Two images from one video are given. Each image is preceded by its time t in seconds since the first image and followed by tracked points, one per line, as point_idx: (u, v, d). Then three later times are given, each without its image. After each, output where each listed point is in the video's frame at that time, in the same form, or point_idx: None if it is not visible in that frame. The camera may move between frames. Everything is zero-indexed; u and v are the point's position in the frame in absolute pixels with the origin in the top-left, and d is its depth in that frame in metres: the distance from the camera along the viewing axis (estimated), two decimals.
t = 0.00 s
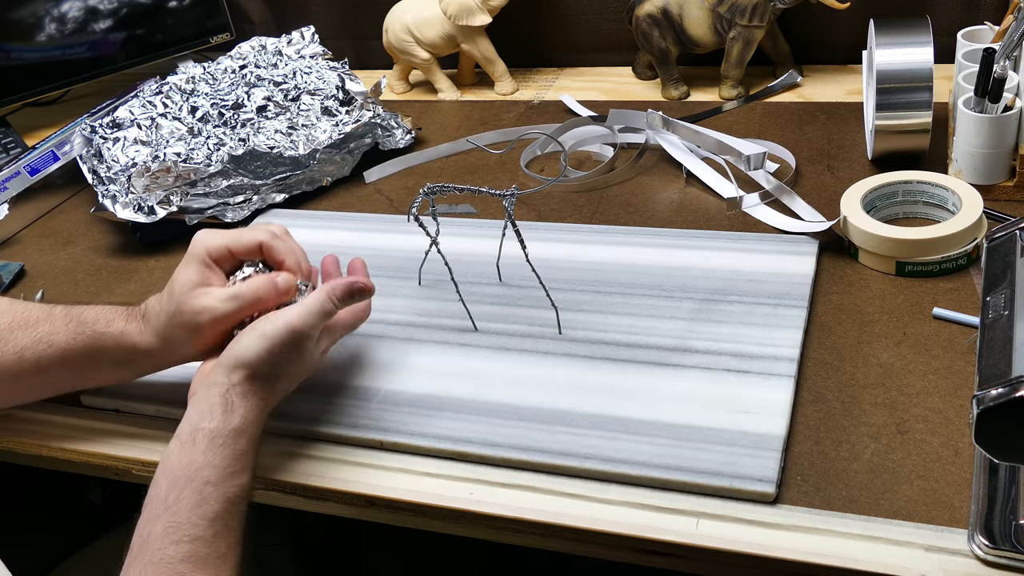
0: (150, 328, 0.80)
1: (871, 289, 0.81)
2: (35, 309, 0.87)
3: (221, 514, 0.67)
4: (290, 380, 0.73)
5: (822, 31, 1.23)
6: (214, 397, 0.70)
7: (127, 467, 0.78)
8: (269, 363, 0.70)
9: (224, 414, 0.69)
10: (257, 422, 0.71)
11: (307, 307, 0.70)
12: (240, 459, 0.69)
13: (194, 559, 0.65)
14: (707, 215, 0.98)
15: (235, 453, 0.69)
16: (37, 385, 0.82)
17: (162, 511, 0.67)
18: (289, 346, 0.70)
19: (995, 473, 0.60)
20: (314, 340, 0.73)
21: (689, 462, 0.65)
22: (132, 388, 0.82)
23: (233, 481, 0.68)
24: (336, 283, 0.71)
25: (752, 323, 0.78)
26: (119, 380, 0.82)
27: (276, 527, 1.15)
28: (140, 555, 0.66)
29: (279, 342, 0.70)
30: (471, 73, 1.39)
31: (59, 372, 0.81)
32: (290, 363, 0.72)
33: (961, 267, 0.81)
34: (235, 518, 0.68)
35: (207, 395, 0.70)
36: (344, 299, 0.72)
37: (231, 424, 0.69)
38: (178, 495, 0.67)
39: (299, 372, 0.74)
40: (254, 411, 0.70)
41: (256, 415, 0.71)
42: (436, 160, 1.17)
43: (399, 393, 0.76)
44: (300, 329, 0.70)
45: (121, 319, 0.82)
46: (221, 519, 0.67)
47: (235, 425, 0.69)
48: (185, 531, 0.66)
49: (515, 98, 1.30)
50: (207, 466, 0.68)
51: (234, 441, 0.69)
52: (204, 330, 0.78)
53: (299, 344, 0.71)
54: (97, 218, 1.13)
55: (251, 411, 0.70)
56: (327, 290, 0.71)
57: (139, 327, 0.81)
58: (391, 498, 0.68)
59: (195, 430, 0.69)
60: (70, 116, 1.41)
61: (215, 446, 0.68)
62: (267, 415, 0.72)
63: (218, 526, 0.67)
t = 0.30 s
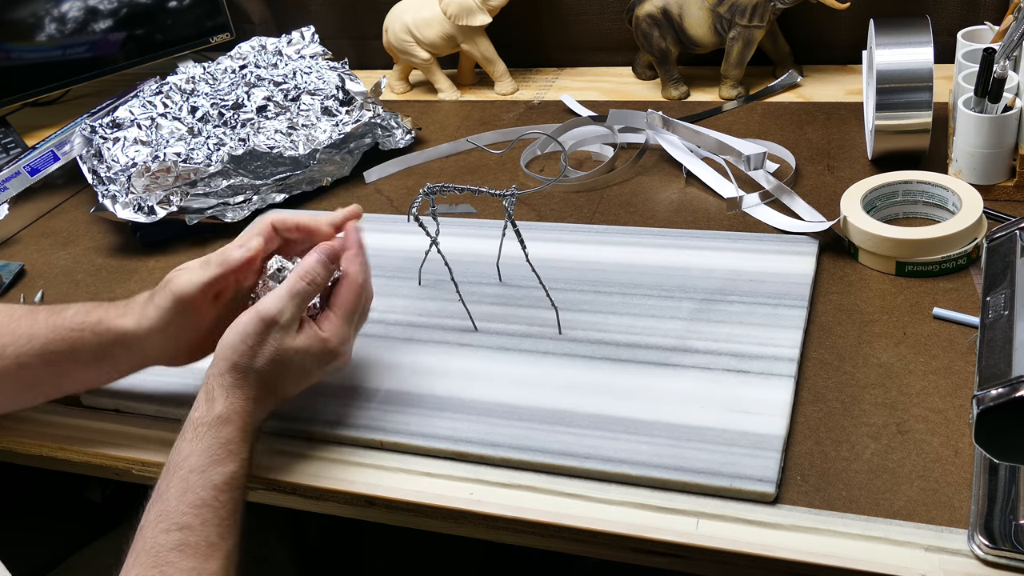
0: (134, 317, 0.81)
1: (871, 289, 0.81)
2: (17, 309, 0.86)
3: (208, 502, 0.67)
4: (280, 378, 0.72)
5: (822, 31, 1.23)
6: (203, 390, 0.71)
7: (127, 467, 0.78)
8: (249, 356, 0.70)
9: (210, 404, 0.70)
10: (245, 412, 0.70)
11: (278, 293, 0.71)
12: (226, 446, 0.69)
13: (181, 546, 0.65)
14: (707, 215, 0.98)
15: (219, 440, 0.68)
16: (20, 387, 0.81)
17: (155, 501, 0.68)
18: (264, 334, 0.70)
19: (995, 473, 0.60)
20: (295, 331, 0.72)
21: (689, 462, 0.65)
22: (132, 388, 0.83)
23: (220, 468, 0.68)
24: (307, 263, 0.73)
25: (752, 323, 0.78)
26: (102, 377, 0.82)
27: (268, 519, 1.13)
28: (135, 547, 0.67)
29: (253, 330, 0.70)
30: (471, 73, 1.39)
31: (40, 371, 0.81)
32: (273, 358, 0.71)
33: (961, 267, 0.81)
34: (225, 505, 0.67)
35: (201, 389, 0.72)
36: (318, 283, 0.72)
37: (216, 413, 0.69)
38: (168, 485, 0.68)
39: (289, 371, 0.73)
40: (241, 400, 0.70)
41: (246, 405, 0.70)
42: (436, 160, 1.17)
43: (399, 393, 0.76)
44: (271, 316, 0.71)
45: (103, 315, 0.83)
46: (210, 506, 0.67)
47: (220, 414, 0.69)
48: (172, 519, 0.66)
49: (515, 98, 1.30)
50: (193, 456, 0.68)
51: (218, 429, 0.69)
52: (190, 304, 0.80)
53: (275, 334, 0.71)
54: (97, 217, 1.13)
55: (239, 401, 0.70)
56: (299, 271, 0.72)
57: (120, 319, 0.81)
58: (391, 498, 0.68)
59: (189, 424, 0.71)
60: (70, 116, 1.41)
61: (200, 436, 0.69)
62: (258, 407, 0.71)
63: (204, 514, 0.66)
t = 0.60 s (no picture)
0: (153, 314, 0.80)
1: (871, 289, 0.81)
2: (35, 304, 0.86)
3: (184, 506, 0.67)
4: (250, 383, 0.72)
5: (822, 31, 1.23)
6: (173, 396, 0.71)
7: (127, 468, 0.78)
8: (219, 364, 0.69)
9: (181, 410, 0.70)
10: (216, 415, 0.70)
11: (244, 299, 0.69)
12: (198, 450, 0.69)
13: (157, 551, 0.65)
14: (707, 215, 0.98)
15: (191, 444, 0.68)
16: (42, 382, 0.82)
17: (130, 507, 0.69)
18: (232, 343, 0.69)
19: (995, 472, 0.60)
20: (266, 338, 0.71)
21: (689, 462, 0.65)
22: (132, 388, 0.83)
23: (194, 471, 0.68)
24: (270, 264, 0.70)
25: (753, 323, 0.78)
26: (126, 367, 0.83)
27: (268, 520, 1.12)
28: (113, 552, 0.67)
29: (221, 339, 0.68)
30: (471, 73, 1.39)
31: (62, 365, 0.82)
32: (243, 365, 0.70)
33: (961, 267, 0.81)
34: (202, 508, 0.68)
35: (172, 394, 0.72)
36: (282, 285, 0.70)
37: (186, 418, 0.69)
38: (142, 490, 0.68)
39: (260, 376, 0.72)
40: (210, 404, 0.70)
41: (216, 408, 0.70)
42: (436, 160, 1.17)
43: (399, 393, 0.76)
44: (238, 324, 0.68)
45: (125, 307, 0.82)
46: (186, 510, 0.67)
47: (190, 419, 0.69)
48: (147, 524, 0.66)
49: (515, 98, 1.30)
50: (166, 461, 0.68)
51: (190, 433, 0.69)
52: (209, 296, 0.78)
53: (244, 342, 0.69)
54: (97, 218, 1.13)
55: (208, 406, 0.70)
56: (264, 274, 0.70)
57: (140, 315, 0.81)
58: (390, 498, 0.68)
59: (161, 430, 0.71)
60: (69, 116, 1.41)
61: (172, 440, 0.69)
62: (230, 409, 0.71)
63: (180, 517, 0.67)
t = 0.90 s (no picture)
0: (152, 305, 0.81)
1: (871, 289, 0.81)
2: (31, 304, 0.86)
3: (204, 501, 0.67)
4: (260, 376, 0.72)
5: (822, 31, 1.23)
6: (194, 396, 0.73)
7: (127, 467, 0.77)
8: (221, 353, 0.71)
9: (198, 406, 0.72)
10: (233, 409, 0.71)
11: (236, 284, 0.72)
12: (216, 444, 0.69)
13: (178, 546, 0.65)
14: (707, 215, 0.98)
15: (208, 438, 0.69)
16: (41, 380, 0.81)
17: (155, 507, 0.69)
18: (229, 329, 0.71)
19: (995, 472, 0.60)
20: (262, 321, 0.72)
21: (689, 462, 0.65)
22: (132, 388, 0.83)
23: (212, 466, 0.68)
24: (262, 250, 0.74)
25: (752, 323, 0.78)
26: (122, 367, 0.82)
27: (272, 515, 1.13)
28: (138, 552, 0.67)
29: (219, 325, 0.72)
30: (471, 73, 1.39)
31: (59, 362, 0.81)
32: (243, 353, 0.71)
33: (961, 267, 0.81)
34: (222, 503, 0.67)
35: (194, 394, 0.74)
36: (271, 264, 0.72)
37: (203, 413, 0.71)
38: (165, 489, 0.69)
39: (266, 367, 0.72)
40: (224, 397, 0.71)
41: (230, 401, 0.71)
42: (436, 160, 1.17)
43: (399, 393, 0.76)
44: (231, 308, 0.71)
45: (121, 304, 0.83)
46: (206, 505, 0.67)
47: (207, 413, 0.71)
48: (169, 520, 0.67)
49: (515, 98, 1.30)
50: (187, 457, 0.69)
51: (207, 427, 0.70)
52: (210, 285, 0.80)
53: (240, 327, 0.71)
54: (97, 218, 1.13)
55: (223, 398, 0.71)
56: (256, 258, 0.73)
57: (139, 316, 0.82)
58: (391, 498, 0.68)
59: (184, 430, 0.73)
60: (69, 116, 1.41)
61: (192, 437, 0.70)
62: (247, 403, 0.72)
63: (201, 513, 0.67)
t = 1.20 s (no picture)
0: (158, 306, 0.81)
1: (871, 289, 0.81)
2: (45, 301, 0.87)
3: (188, 506, 0.67)
4: (252, 381, 0.72)
5: (822, 31, 1.23)
6: (178, 398, 0.72)
7: (127, 467, 0.77)
8: (222, 363, 0.70)
9: (186, 410, 0.71)
10: (221, 417, 0.70)
11: (242, 298, 0.70)
12: (203, 452, 0.69)
13: (161, 551, 0.66)
14: (707, 215, 0.98)
15: (195, 444, 0.69)
16: (60, 377, 0.83)
17: (136, 507, 0.69)
18: (235, 342, 0.70)
19: (995, 473, 0.60)
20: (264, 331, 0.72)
21: (689, 462, 0.65)
22: (132, 388, 0.83)
23: (198, 472, 0.68)
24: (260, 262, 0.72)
25: (753, 323, 0.78)
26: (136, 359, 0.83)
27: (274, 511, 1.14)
28: (117, 550, 0.68)
29: (222, 339, 0.69)
30: (471, 73, 1.39)
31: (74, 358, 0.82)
32: (245, 360, 0.71)
33: (961, 267, 0.81)
34: (206, 509, 0.68)
35: (177, 395, 0.73)
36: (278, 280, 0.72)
37: (191, 418, 0.70)
38: (147, 492, 0.69)
39: (262, 371, 0.73)
40: (214, 403, 0.70)
41: (219, 408, 0.71)
42: (436, 160, 1.17)
43: (399, 393, 0.76)
44: (238, 323, 0.69)
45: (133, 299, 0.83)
46: (189, 511, 0.67)
47: (196, 420, 0.70)
48: (153, 524, 0.67)
49: (515, 98, 1.30)
50: (172, 461, 0.69)
51: (194, 433, 0.69)
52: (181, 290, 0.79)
53: (245, 339, 0.70)
54: (96, 218, 1.13)
55: (212, 405, 0.70)
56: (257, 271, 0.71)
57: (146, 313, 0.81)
58: (391, 498, 0.68)
59: (166, 432, 0.72)
60: (69, 116, 1.41)
61: (178, 440, 0.70)
62: (233, 412, 0.71)
63: (185, 519, 0.67)
